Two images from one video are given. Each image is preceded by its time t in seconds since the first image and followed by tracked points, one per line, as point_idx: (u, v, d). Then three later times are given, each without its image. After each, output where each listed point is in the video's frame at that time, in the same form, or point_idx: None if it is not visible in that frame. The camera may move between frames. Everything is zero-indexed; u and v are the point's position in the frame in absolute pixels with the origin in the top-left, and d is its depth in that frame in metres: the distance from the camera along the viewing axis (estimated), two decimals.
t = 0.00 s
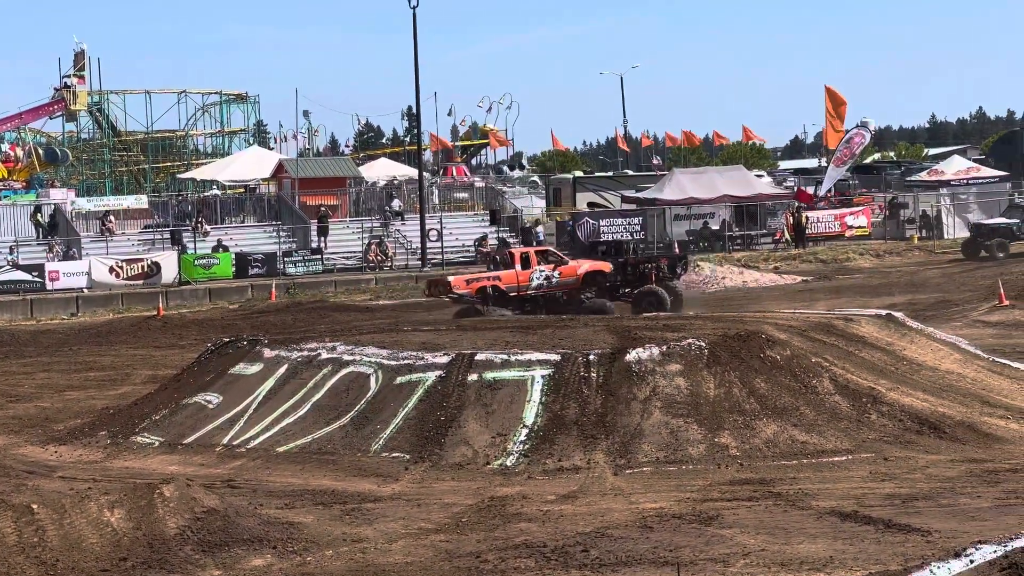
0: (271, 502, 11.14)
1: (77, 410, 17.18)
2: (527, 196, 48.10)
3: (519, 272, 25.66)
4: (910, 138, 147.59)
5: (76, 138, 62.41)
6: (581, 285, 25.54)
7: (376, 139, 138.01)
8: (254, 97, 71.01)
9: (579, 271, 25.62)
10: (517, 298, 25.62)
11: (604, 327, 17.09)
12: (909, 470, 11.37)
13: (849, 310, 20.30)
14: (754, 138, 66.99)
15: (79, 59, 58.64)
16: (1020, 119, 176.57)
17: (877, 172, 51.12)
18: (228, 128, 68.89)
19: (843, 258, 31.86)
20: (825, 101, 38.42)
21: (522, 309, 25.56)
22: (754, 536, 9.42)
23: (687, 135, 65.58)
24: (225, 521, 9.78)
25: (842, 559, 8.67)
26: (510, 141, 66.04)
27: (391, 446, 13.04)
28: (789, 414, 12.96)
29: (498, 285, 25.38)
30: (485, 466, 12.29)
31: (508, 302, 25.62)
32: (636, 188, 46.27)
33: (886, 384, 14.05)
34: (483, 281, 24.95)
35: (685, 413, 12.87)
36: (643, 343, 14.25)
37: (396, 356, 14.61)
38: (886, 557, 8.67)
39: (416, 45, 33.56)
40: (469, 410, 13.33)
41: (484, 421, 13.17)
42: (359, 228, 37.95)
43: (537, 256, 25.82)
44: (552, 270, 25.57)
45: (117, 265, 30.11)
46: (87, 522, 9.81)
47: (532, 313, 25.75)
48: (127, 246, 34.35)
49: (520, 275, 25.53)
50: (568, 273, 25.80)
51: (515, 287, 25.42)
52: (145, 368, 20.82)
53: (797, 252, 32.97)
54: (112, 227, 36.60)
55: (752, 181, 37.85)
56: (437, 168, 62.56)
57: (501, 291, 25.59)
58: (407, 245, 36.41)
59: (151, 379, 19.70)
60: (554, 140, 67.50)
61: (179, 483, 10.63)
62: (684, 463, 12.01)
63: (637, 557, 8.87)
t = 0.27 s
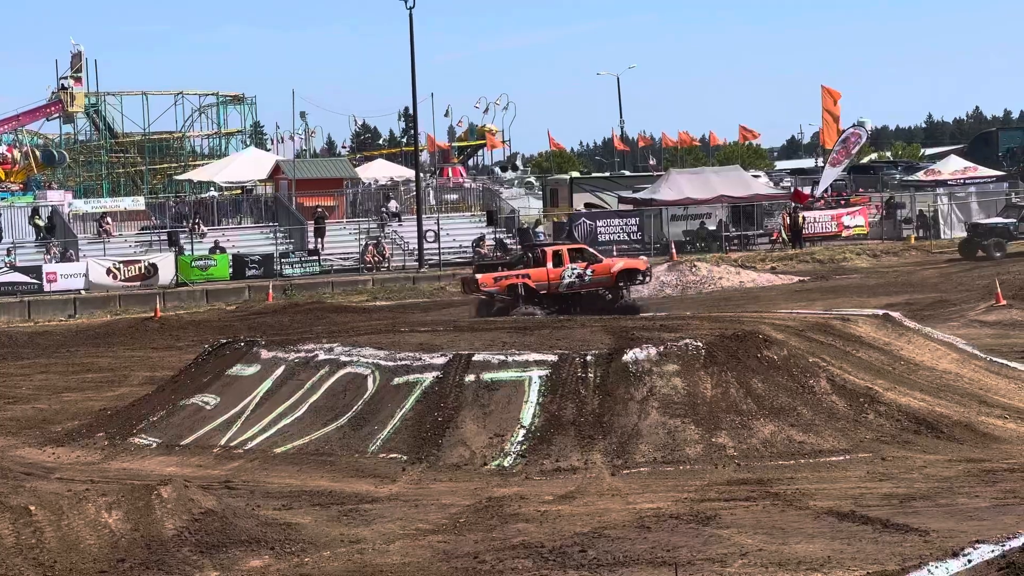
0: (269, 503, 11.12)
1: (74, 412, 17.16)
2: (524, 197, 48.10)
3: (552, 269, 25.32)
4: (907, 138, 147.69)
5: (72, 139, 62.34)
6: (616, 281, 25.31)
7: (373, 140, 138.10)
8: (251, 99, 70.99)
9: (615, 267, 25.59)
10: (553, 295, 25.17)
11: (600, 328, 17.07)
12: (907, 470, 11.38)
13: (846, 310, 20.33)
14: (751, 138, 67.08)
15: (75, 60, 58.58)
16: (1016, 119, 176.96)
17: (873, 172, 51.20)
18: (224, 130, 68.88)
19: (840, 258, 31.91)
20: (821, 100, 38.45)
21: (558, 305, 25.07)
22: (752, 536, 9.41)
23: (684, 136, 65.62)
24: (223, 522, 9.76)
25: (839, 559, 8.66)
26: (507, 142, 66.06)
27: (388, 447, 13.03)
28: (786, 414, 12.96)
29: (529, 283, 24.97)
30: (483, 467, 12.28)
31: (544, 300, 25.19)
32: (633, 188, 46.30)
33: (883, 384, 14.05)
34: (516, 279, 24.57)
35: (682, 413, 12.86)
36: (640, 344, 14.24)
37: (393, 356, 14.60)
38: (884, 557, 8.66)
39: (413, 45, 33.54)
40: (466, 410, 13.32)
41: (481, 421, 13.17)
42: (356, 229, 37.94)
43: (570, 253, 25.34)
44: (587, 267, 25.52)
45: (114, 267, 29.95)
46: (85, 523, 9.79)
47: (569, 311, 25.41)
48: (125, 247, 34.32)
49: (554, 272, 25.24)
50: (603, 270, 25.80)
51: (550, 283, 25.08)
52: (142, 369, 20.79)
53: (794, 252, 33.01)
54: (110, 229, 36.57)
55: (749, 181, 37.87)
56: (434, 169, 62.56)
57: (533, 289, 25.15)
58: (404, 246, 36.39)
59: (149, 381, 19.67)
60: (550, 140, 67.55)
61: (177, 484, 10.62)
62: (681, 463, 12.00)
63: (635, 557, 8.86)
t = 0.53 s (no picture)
0: (266, 504, 11.10)
1: (70, 412, 17.11)
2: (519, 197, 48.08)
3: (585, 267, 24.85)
4: (903, 137, 147.96)
5: (67, 140, 62.20)
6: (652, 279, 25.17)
7: (369, 141, 138.03)
8: (246, 100, 70.90)
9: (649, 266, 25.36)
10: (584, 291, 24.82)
11: (596, 328, 17.06)
12: (903, 469, 11.37)
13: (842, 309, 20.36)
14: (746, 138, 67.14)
15: (70, 61, 58.45)
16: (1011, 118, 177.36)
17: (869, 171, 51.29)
18: (220, 130, 68.77)
19: (836, 258, 31.94)
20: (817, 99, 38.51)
21: (592, 302, 24.75)
22: (748, 535, 9.40)
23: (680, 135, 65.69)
24: (219, 523, 9.73)
25: (836, 558, 8.65)
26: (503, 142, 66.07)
27: (384, 447, 13.00)
28: (783, 414, 12.95)
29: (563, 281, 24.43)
30: (479, 467, 12.26)
31: (576, 297, 24.95)
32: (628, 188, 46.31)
33: (880, 383, 14.05)
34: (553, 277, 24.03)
35: (679, 413, 12.86)
36: (636, 344, 14.23)
37: (389, 356, 14.57)
38: (880, 556, 8.66)
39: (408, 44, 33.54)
40: (462, 410, 13.31)
41: (477, 421, 13.15)
42: (352, 229, 37.90)
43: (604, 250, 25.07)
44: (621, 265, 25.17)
45: (110, 267, 30.01)
46: (81, 524, 9.76)
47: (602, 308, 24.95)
48: (121, 248, 34.27)
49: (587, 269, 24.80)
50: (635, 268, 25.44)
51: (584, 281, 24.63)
52: (138, 370, 20.75)
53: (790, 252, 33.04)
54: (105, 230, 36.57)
55: (745, 181, 37.90)
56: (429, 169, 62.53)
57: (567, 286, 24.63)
58: (400, 246, 36.36)
59: (145, 381, 19.62)
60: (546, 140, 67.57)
61: (174, 485, 10.58)
62: (678, 463, 11.99)
63: (631, 557, 8.85)
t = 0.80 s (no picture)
0: (259, 504, 11.08)
1: (63, 413, 17.08)
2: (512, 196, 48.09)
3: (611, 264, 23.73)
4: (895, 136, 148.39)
5: (59, 140, 62.02)
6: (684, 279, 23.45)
7: (361, 141, 137.95)
8: (239, 100, 70.78)
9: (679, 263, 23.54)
10: (612, 291, 23.67)
11: (589, 327, 17.06)
12: (895, 468, 11.41)
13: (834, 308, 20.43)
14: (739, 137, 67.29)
15: (62, 62, 58.29)
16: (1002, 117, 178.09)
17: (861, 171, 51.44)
18: (212, 131, 68.67)
19: (829, 257, 32.03)
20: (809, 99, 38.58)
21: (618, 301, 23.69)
22: (740, 535, 9.41)
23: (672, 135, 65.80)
24: (212, 523, 9.71)
25: (828, 557, 8.67)
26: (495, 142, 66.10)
27: (377, 447, 12.99)
28: (775, 413, 12.98)
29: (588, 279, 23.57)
30: (472, 466, 12.26)
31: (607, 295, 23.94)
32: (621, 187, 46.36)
33: (872, 383, 14.08)
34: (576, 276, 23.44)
35: (671, 413, 12.87)
36: (629, 343, 14.24)
37: (382, 356, 14.57)
38: (871, 555, 8.68)
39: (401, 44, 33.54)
40: (455, 410, 13.31)
41: (470, 421, 13.15)
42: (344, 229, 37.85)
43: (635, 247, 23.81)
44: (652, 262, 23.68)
45: (102, 267, 29.96)
46: (74, 524, 9.73)
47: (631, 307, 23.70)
48: (113, 249, 34.20)
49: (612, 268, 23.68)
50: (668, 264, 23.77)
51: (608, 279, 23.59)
52: (131, 370, 20.72)
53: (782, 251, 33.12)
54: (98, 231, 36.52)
55: (737, 181, 37.94)
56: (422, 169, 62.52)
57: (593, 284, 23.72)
58: (393, 246, 36.34)
59: (138, 382, 19.58)
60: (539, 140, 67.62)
61: (167, 485, 10.56)
62: (671, 462, 12.01)
63: (623, 557, 8.85)
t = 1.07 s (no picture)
0: (242, 506, 10.99)
1: (45, 415, 16.92)
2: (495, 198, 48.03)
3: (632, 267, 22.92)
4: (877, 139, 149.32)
5: (41, 142, 61.56)
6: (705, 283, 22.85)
7: (345, 143, 137.64)
8: (222, 102, 70.46)
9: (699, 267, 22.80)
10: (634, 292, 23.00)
11: (573, 330, 17.02)
12: (878, 469, 11.42)
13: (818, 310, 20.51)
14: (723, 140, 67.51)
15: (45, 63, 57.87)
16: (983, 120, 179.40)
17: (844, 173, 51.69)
18: (196, 133, 68.34)
19: (812, 259, 32.16)
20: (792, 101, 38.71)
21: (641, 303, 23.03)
22: (724, 536, 9.40)
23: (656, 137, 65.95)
24: (195, 525, 9.61)
25: (811, 558, 8.66)
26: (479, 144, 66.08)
27: (360, 449, 12.92)
28: (758, 415, 12.98)
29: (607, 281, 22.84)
30: (455, 468, 12.20)
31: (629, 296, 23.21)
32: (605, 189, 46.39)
33: (855, 385, 14.10)
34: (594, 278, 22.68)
35: (655, 414, 12.85)
36: (612, 345, 14.22)
37: (366, 358, 14.50)
38: (854, 556, 8.68)
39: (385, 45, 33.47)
40: (438, 412, 13.25)
41: (453, 423, 13.09)
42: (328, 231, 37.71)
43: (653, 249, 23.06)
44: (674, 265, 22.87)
45: (85, 270, 29.79)
46: (56, 527, 9.62)
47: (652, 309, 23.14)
48: (95, 251, 33.95)
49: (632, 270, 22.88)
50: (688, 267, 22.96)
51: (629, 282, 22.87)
52: (114, 372, 20.56)
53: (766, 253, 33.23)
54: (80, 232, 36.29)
55: (720, 183, 38.04)
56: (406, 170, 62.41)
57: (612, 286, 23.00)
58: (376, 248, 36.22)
59: (122, 384, 19.43)
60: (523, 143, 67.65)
61: (149, 488, 10.46)
62: (654, 464, 11.98)
63: (607, 559, 8.81)
